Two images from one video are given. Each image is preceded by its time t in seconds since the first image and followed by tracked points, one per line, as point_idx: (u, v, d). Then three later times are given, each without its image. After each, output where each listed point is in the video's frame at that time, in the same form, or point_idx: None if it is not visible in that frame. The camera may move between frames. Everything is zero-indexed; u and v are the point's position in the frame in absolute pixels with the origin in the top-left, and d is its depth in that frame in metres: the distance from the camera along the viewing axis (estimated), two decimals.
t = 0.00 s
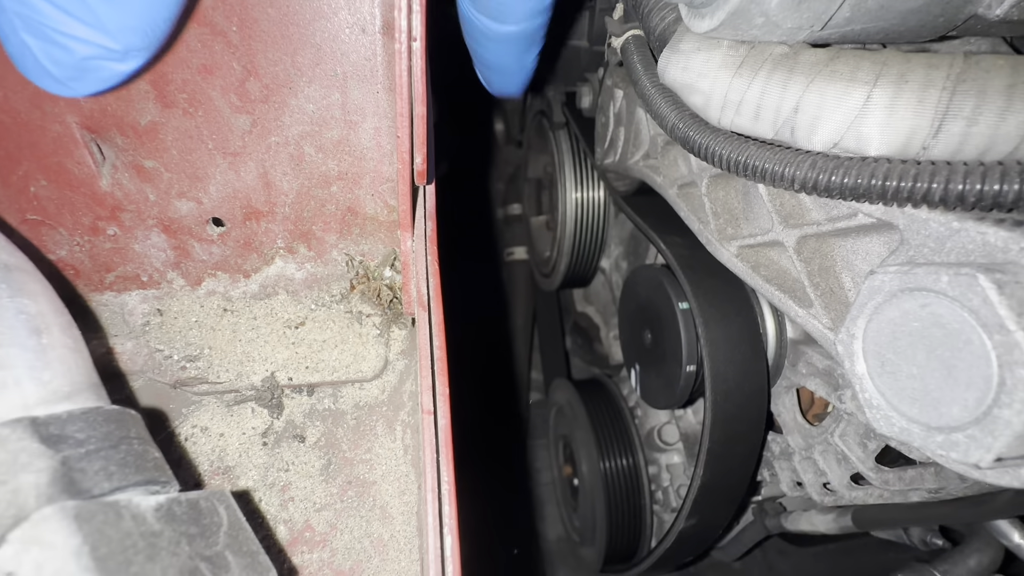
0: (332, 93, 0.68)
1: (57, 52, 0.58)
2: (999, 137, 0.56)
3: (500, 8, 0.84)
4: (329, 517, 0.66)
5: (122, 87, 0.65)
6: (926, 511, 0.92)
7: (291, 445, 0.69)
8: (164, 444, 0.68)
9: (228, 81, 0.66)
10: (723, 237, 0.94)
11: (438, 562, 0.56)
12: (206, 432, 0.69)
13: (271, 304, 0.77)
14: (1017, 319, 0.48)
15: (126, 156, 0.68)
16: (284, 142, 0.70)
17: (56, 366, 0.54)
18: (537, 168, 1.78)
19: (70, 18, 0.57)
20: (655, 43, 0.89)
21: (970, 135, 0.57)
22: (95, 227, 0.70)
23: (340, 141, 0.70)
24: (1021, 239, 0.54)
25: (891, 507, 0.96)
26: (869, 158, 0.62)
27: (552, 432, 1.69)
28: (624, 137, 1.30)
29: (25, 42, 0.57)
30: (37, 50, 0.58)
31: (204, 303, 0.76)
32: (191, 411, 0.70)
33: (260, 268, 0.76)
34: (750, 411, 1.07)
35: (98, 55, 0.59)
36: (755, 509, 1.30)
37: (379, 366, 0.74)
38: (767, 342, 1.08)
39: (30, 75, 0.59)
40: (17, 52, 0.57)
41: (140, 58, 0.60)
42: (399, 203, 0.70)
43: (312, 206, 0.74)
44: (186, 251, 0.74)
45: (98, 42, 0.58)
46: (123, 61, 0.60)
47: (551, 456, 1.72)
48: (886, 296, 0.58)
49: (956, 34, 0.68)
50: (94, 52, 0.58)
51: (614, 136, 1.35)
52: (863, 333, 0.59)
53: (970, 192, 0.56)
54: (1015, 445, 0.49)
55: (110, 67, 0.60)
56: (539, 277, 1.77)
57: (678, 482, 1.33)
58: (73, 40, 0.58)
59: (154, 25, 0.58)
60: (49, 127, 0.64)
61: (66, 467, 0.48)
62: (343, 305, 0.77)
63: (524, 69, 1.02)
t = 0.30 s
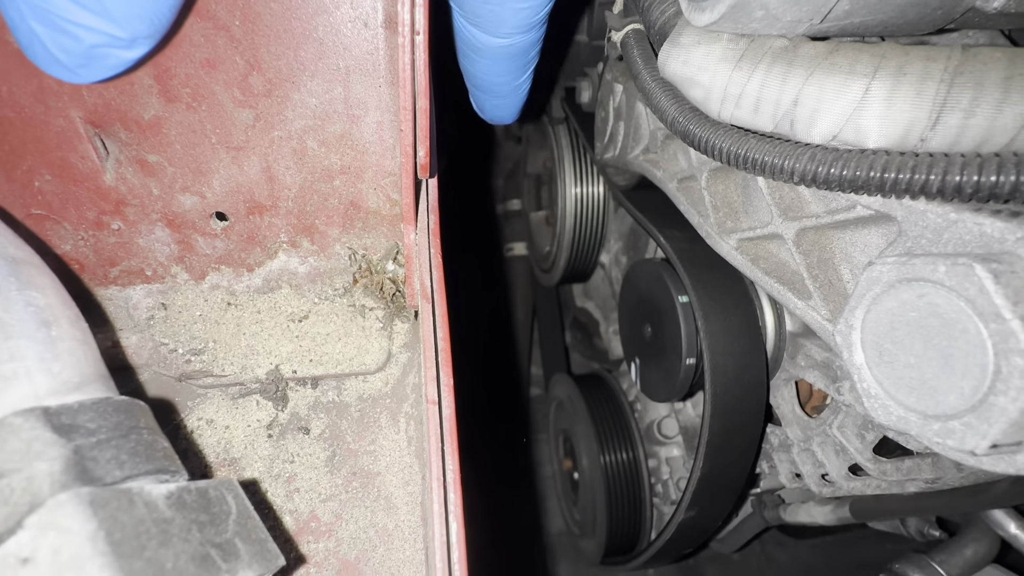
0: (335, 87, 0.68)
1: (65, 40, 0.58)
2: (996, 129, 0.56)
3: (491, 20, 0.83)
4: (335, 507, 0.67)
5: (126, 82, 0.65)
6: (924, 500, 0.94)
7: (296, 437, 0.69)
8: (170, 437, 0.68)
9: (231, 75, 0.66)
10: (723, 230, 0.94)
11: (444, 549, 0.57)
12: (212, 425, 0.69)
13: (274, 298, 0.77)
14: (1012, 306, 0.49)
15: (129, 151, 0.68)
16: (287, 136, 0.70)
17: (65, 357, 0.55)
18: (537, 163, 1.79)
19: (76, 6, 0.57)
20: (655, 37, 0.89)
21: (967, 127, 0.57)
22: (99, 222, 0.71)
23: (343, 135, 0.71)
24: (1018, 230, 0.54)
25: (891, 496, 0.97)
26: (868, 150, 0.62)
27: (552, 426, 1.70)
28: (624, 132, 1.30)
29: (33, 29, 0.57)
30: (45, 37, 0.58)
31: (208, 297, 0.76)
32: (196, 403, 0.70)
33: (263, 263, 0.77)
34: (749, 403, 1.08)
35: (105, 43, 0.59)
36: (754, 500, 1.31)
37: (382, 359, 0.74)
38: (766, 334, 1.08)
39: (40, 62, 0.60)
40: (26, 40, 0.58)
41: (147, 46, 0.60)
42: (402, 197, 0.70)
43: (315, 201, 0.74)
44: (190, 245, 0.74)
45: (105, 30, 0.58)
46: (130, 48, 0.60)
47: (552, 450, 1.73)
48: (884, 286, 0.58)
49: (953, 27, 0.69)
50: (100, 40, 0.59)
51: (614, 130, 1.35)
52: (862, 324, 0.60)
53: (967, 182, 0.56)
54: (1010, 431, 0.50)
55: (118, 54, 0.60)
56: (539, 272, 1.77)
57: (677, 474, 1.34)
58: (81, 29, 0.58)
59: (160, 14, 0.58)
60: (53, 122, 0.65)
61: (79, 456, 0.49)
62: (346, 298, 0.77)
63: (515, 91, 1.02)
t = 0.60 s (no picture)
0: (325, 81, 0.66)
1: (58, 14, 0.57)
2: (998, 123, 0.55)
3: None
4: (327, 510, 0.65)
5: (108, 77, 0.63)
6: (920, 494, 0.94)
7: (288, 439, 0.68)
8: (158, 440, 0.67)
9: (217, 69, 0.65)
10: (720, 226, 0.93)
11: (439, 555, 0.56)
12: (202, 427, 0.68)
13: (265, 297, 0.76)
14: (1016, 304, 0.48)
15: (113, 147, 0.67)
16: (276, 132, 0.69)
17: (45, 362, 0.54)
18: (532, 158, 1.78)
19: None
20: (652, 29, 0.88)
21: (970, 120, 0.56)
22: (83, 220, 0.69)
23: (333, 131, 0.69)
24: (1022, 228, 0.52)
25: (886, 491, 0.97)
26: (867, 145, 0.62)
27: (548, 422, 1.69)
28: (619, 127, 1.29)
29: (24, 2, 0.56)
30: (36, 10, 0.56)
31: (198, 297, 0.75)
32: (185, 406, 0.69)
33: (253, 262, 0.75)
34: (746, 399, 1.07)
35: (99, 18, 0.58)
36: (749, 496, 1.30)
37: (376, 358, 0.73)
38: (764, 331, 1.07)
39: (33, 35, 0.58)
40: (17, 12, 0.56)
41: (142, 22, 0.59)
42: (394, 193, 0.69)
43: (305, 198, 0.73)
44: (178, 244, 0.73)
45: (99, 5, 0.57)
46: (125, 25, 0.59)
47: (548, 446, 1.72)
48: (885, 283, 0.57)
49: (952, 20, 0.68)
50: (94, 14, 0.57)
51: (610, 125, 1.34)
52: (862, 321, 0.58)
53: (969, 177, 0.55)
54: (1012, 429, 0.49)
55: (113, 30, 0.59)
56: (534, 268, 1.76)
57: (674, 470, 1.33)
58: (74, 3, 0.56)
59: None
60: (32, 118, 0.63)
61: (59, 466, 0.48)
62: (338, 297, 0.76)
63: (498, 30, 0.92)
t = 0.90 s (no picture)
0: (313, 71, 0.66)
1: None
2: (985, 111, 0.56)
3: None
4: (321, 504, 0.65)
5: (90, 66, 0.62)
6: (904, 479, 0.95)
7: (281, 432, 0.68)
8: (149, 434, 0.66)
9: (202, 58, 0.64)
10: (711, 217, 0.93)
11: (433, 549, 0.56)
12: (192, 422, 0.68)
13: (255, 291, 0.76)
14: (1002, 290, 0.48)
15: (97, 139, 0.66)
16: (263, 123, 0.68)
17: (29, 357, 0.53)
18: (524, 151, 1.78)
19: None
20: (643, 19, 0.88)
21: (958, 108, 0.56)
22: (67, 214, 0.68)
23: (322, 122, 0.69)
24: (1010, 212, 0.51)
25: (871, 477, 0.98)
26: (856, 134, 0.61)
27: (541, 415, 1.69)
28: (611, 119, 1.29)
29: None
30: None
31: (186, 291, 0.75)
32: (176, 401, 0.69)
33: (243, 255, 0.75)
34: (738, 388, 1.07)
35: None
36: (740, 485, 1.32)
37: (368, 351, 0.73)
38: (755, 321, 1.08)
39: None
40: None
41: None
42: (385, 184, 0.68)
43: (295, 189, 0.72)
44: (165, 237, 0.72)
45: None
46: None
47: (541, 438, 1.72)
48: (873, 272, 0.57)
49: (941, 10, 0.69)
50: None
51: (601, 117, 1.34)
52: (851, 310, 0.59)
53: (956, 166, 0.55)
54: (999, 414, 0.50)
55: None
56: (527, 262, 1.76)
57: (667, 460, 1.33)
58: None
59: None
60: (13, 109, 0.62)
61: (44, 461, 0.47)
62: (330, 291, 0.76)
63: None
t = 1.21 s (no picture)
0: (270, 63, 0.62)
1: None
2: (976, 106, 0.53)
3: None
4: (285, 528, 0.61)
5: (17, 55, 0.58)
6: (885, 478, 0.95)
7: (241, 451, 0.63)
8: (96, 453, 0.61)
9: (145, 46, 0.60)
10: (694, 216, 0.89)
11: (399, 557, 0.60)
12: (145, 444, 0.62)
13: (214, 300, 0.68)
14: (997, 294, 0.46)
15: (31, 136, 0.61)
16: (219, 119, 0.64)
17: None
18: (502, 148, 1.71)
19: None
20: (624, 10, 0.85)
21: (947, 107, 0.54)
22: None
23: (283, 118, 0.64)
24: (1004, 214, 0.48)
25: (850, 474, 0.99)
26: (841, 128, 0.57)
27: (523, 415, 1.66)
28: (591, 114, 1.25)
29: None
30: None
31: (135, 298, 0.67)
32: (126, 421, 0.63)
33: (199, 261, 0.69)
34: (721, 389, 1.05)
35: None
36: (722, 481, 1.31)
37: (337, 362, 0.68)
38: (737, 324, 1.04)
39: None
40: None
41: None
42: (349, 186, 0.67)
43: (254, 188, 0.67)
44: (111, 241, 0.66)
45: None
46: None
47: (524, 438, 1.69)
48: (864, 274, 0.53)
49: (927, 5, 0.66)
50: None
51: (581, 113, 1.30)
52: (838, 314, 0.55)
53: (947, 161, 0.51)
54: (993, 424, 0.47)
55: None
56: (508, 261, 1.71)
57: (652, 463, 1.28)
58: None
59: None
60: None
61: None
62: (296, 297, 0.70)
63: None
